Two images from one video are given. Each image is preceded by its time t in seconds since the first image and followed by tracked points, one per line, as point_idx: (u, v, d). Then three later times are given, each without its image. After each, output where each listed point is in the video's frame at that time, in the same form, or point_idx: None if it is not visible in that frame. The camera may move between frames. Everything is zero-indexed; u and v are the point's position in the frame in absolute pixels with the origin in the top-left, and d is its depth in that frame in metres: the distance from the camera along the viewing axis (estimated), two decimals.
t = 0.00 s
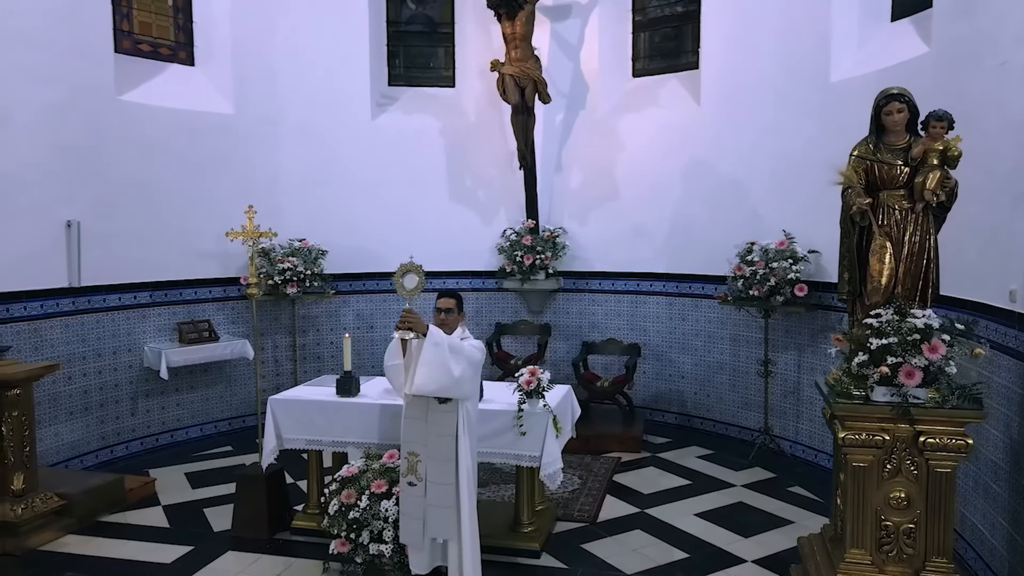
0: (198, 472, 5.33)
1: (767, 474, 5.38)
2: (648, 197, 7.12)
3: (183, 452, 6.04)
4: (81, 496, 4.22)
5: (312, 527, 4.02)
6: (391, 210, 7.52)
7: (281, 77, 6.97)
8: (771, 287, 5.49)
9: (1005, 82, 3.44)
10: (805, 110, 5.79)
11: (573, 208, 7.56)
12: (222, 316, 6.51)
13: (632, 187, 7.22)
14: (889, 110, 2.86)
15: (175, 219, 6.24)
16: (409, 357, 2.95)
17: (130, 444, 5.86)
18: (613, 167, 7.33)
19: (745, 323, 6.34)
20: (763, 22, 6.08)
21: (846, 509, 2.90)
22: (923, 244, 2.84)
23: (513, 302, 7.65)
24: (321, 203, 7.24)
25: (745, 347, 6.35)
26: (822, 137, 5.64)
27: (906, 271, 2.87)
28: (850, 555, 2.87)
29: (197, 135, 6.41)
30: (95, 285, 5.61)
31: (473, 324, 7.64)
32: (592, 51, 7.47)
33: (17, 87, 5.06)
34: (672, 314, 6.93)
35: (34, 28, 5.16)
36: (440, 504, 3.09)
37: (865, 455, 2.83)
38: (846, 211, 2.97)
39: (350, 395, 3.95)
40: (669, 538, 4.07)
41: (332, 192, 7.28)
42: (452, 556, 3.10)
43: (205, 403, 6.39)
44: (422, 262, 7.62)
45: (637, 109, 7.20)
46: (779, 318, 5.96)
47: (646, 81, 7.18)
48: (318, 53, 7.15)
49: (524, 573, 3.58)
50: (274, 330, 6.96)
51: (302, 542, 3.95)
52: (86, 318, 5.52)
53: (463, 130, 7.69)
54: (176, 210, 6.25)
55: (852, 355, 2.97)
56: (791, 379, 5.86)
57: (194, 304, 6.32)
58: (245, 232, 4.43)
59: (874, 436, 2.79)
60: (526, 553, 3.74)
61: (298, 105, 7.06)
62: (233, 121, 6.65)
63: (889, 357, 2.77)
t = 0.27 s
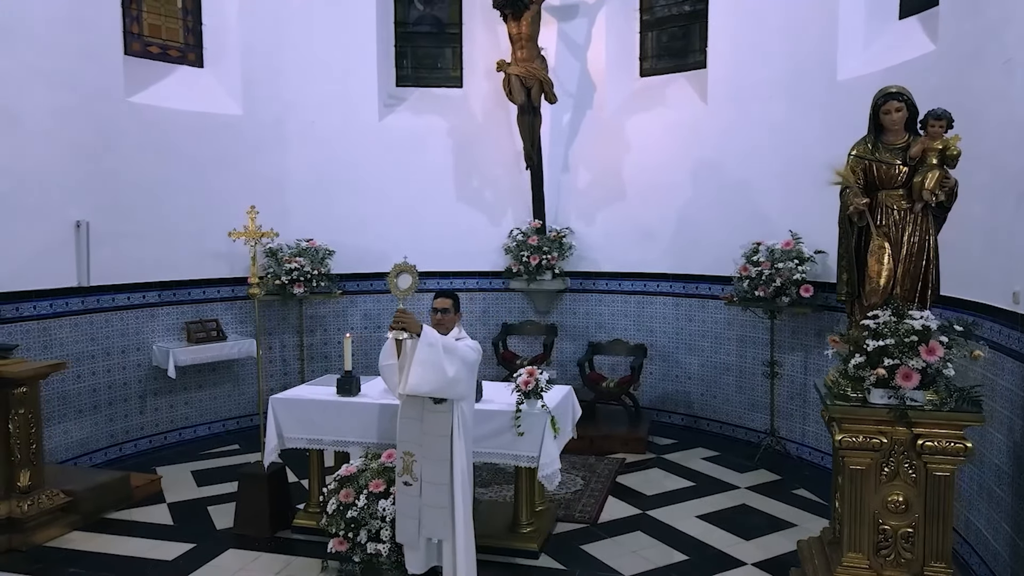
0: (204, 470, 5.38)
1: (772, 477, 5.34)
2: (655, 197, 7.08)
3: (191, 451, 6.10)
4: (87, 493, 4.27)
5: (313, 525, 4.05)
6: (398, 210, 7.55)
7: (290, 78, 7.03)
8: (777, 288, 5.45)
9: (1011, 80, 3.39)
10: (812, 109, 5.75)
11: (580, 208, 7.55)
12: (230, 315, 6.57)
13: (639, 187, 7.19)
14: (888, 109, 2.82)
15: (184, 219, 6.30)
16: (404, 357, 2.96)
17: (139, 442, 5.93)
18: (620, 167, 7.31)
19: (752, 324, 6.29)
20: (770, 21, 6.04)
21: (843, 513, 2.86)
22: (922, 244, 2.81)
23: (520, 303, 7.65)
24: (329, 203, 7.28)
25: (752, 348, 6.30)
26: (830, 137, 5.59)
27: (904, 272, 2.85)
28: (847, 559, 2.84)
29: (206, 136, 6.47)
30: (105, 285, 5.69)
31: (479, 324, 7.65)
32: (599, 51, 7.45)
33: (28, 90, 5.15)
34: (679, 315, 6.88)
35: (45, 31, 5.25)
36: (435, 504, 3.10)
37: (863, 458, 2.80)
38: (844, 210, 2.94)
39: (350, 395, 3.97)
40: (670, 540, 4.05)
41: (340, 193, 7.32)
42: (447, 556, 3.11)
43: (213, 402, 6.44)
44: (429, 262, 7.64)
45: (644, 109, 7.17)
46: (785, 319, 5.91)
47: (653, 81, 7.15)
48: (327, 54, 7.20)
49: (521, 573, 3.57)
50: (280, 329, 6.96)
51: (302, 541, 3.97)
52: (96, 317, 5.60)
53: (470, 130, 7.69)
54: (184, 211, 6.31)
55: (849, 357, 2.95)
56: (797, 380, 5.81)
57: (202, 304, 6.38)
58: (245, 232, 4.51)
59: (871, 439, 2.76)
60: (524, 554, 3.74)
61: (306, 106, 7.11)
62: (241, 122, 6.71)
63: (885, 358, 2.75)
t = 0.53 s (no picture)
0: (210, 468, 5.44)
1: (778, 479, 5.29)
2: (662, 197, 7.04)
3: (199, 449, 6.17)
4: (93, 490, 4.33)
5: (314, 523, 4.08)
6: (406, 211, 7.57)
7: (299, 80, 7.08)
8: (783, 289, 5.39)
9: (1017, 79, 3.33)
10: (821, 108, 5.69)
11: (588, 209, 7.52)
12: (239, 315, 6.62)
13: (647, 187, 7.15)
14: (887, 108, 2.79)
15: (193, 220, 6.37)
16: (396, 357, 2.98)
17: (149, 440, 6.00)
18: (628, 167, 7.27)
19: (760, 325, 6.24)
20: (779, 19, 5.99)
21: (839, 516, 2.83)
22: (922, 246, 2.78)
23: (528, 303, 7.64)
24: (337, 204, 7.32)
25: (760, 349, 6.24)
26: (838, 136, 5.53)
27: (903, 274, 2.83)
28: (843, 563, 2.80)
29: (216, 137, 6.54)
30: (115, 284, 5.76)
31: (487, 324, 7.65)
32: (607, 50, 7.42)
33: (39, 93, 5.23)
34: (686, 316, 6.83)
35: (56, 35, 5.33)
36: (429, 504, 3.11)
37: (859, 461, 2.76)
38: (842, 211, 2.91)
39: (350, 394, 3.99)
40: (670, 542, 4.02)
41: (348, 193, 7.36)
42: (441, 556, 3.12)
43: (222, 400, 6.51)
44: (437, 263, 7.66)
45: (652, 109, 7.13)
46: (793, 320, 5.85)
47: (661, 81, 7.11)
48: (336, 56, 7.24)
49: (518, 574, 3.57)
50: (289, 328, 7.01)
51: (303, 539, 4.00)
52: (106, 316, 5.67)
53: (478, 131, 7.70)
54: (194, 212, 6.38)
55: (845, 359, 2.92)
56: (805, 382, 5.75)
57: (212, 304, 6.44)
58: (246, 232, 4.59)
59: (867, 442, 2.72)
60: (522, 554, 3.74)
61: (315, 107, 7.16)
62: (250, 123, 6.77)
63: (881, 361, 2.72)
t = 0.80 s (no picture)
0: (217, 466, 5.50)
1: (784, 482, 5.23)
2: (671, 197, 6.99)
3: (209, 446, 6.25)
4: (101, 486, 4.40)
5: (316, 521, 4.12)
6: (415, 211, 7.60)
7: (309, 81, 7.13)
8: (790, 290, 5.34)
9: None
10: (830, 107, 5.61)
11: (596, 209, 7.50)
12: (249, 315, 6.70)
13: (656, 187, 7.10)
14: (882, 108, 2.83)
15: (204, 220, 6.45)
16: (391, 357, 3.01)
17: (159, 438, 6.09)
18: (637, 167, 7.24)
19: (769, 326, 6.18)
20: (788, 18, 5.93)
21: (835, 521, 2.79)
22: (919, 245, 2.82)
23: (537, 303, 7.64)
24: (347, 204, 7.37)
25: (768, 351, 6.18)
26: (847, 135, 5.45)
27: (901, 274, 2.86)
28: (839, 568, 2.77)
29: (226, 138, 6.61)
30: (126, 284, 5.85)
31: (496, 324, 7.66)
32: (616, 50, 7.40)
33: (51, 96, 5.33)
34: (695, 317, 6.78)
35: (67, 39, 5.43)
36: (424, 504, 3.13)
37: (855, 465, 2.73)
38: (840, 212, 2.96)
39: (351, 394, 4.02)
40: (670, 544, 4.00)
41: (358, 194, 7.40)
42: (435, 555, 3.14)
43: (232, 399, 6.58)
44: (446, 263, 7.68)
45: (661, 108, 7.08)
46: (801, 322, 5.79)
47: (671, 80, 7.06)
48: (345, 57, 7.29)
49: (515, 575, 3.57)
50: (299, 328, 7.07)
51: (305, 537, 4.04)
52: (117, 315, 5.77)
53: (487, 131, 7.71)
54: (204, 212, 6.46)
55: (841, 362, 2.90)
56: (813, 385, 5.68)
57: (222, 303, 6.52)
58: (249, 233, 4.65)
59: (863, 446, 2.69)
60: (520, 555, 3.75)
61: (325, 109, 7.21)
62: (260, 124, 6.84)
63: (877, 364, 2.70)
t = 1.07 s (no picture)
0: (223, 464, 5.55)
1: (788, 485, 5.19)
2: (678, 197, 6.96)
3: (216, 445, 6.31)
4: (107, 483, 4.46)
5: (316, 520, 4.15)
6: (422, 211, 7.62)
7: (317, 82, 7.18)
8: (796, 290, 5.29)
9: None
10: (838, 106, 5.56)
11: (603, 209, 7.48)
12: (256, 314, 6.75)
13: (662, 187, 7.07)
14: (880, 107, 2.84)
15: (212, 220, 6.51)
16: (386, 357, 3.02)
17: (167, 436, 6.15)
18: (643, 167, 7.21)
19: (775, 327, 6.13)
20: (796, 16, 5.88)
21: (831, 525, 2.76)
22: (917, 245, 2.81)
23: (544, 303, 7.64)
24: (354, 204, 7.40)
25: (775, 352, 6.14)
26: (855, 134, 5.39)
27: (898, 274, 2.87)
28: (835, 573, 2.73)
29: (234, 139, 6.67)
30: (134, 283, 5.92)
31: (502, 324, 7.66)
32: (623, 50, 7.38)
33: (61, 98, 5.40)
34: (701, 317, 6.74)
35: (77, 42, 5.51)
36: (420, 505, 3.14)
37: (851, 469, 2.70)
38: (838, 211, 2.96)
39: (352, 393, 4.04)
40: (669, 546, 3.98)
41: (365, 194, 7.43)
42: (431, 555, 3.14)
43: (239, 397, 6.64)
44: (453, 263, 7.70)
45: (668, 107, 7.04)
46: (808, 323, 5.74)
47: (678, 79, 7.03)
48: (353, 58, 7.32)
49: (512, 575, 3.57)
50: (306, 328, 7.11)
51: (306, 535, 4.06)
52: (125, 314, 5.84)
53: (494, 131, 7.72)
54: (212, 212, 6.52)
55: (837, 364, 2.88)
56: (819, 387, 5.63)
57: (229, 303, 6.58)
58: (252, 233, 4.67)
59: (859, 448, 2.66)
60: (519, 556, 3.75)
61: (333, 109, 7.25)
62: (268, 125, 6.90)
63: (873, 365, 2.70)
